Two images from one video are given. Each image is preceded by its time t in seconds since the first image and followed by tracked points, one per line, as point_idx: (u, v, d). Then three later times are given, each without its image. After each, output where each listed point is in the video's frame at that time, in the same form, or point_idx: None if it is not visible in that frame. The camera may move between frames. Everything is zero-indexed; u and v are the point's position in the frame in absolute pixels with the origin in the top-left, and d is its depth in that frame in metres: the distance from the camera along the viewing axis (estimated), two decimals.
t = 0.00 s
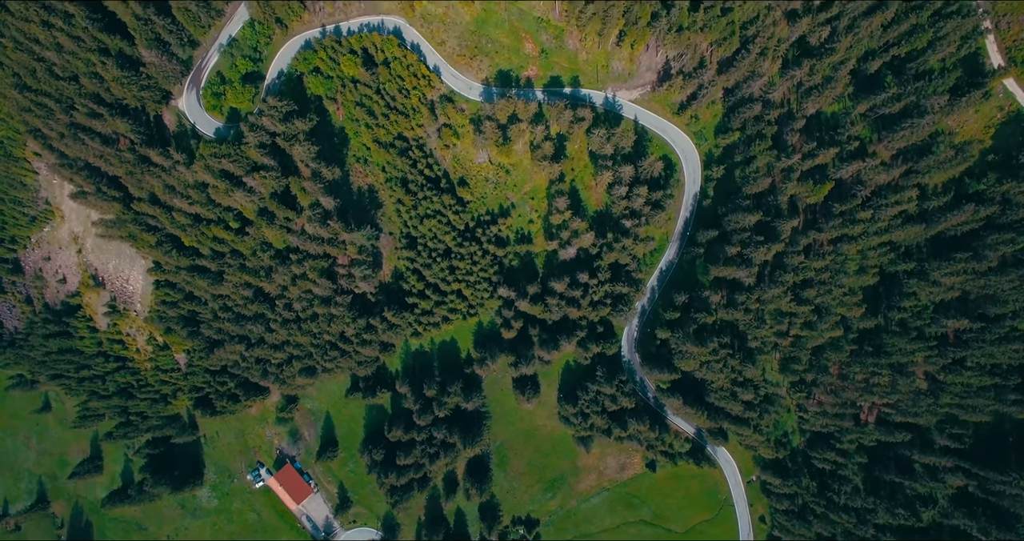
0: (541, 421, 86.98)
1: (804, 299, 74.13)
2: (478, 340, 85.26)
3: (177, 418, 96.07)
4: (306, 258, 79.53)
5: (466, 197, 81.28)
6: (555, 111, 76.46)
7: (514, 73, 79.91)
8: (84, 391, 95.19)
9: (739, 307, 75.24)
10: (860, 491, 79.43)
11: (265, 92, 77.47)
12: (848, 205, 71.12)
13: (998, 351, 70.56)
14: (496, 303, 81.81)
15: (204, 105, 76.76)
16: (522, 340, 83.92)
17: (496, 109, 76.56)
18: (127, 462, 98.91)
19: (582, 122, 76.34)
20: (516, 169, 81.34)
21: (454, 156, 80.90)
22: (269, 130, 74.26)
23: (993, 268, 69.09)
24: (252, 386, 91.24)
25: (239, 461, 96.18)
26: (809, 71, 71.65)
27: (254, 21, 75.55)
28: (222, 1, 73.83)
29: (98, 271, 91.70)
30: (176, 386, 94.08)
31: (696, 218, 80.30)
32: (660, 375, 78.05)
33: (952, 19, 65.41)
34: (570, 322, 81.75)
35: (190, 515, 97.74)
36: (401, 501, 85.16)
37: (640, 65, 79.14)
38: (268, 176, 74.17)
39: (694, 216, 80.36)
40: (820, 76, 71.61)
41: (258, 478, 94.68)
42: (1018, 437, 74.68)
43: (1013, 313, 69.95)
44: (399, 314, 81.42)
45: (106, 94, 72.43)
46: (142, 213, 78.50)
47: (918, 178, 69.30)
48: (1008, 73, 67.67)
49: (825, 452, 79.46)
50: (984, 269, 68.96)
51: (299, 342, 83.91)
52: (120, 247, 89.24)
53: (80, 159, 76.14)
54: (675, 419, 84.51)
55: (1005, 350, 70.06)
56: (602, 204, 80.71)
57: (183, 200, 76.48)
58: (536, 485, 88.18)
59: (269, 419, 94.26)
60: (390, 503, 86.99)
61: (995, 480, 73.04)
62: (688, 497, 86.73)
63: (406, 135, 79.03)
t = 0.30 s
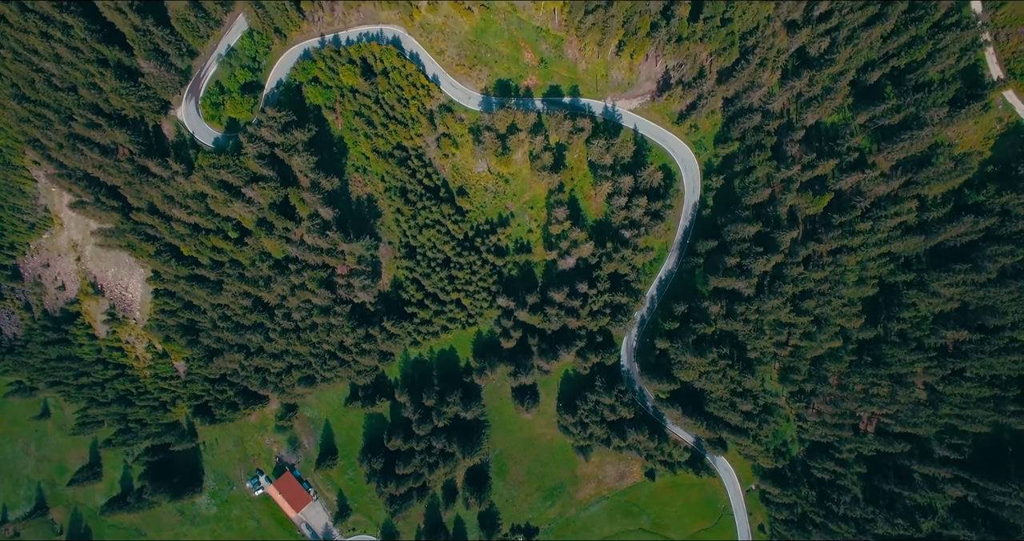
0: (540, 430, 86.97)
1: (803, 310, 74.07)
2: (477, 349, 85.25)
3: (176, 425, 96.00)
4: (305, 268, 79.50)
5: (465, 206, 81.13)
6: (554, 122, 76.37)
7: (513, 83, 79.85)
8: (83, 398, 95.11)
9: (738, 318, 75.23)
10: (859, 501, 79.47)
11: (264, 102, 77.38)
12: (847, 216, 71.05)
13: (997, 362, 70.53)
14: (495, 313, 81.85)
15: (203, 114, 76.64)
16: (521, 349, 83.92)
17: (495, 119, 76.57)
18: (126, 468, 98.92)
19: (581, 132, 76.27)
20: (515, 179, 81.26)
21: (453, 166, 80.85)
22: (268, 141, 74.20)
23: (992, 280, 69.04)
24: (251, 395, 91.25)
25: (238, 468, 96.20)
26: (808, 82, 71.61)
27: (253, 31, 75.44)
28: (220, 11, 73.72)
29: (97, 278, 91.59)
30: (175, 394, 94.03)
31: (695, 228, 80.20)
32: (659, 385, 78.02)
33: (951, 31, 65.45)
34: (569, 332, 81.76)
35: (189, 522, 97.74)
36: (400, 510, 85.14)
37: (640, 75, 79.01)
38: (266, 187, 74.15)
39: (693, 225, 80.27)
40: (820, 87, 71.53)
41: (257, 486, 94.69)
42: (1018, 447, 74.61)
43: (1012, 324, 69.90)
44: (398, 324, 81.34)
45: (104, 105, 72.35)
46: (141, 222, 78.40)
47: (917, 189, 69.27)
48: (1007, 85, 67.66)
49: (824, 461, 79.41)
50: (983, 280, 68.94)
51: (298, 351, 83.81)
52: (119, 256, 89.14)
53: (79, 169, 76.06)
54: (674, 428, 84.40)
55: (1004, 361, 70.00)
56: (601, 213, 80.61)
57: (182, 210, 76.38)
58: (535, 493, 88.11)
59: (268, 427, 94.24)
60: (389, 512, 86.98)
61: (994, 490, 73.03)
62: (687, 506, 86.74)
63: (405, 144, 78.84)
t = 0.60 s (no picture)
0: (540, 438, 86.92)
1: (803, 320, 74.04)
2: (476, 357, 85.23)
3: (175, 431, 95.95)
4: (304, 277, 79.31)
5: (464, 215, 81.03)
6: (553, 131, 76.30)
7: (513, 91, 79.75)
8: (83, 404, 95.05)
9: (737, 327, 75.20)
10: (859, 509, 79.44)
11: (263, 110, 77.28)
12: (847, 226, 71.03)
13: (996, 373, 70.46)
14: (494, 321, 81.82)
15: (202, 123, 76.58)
16: (520, 358, 83.86)
17: (494, 128, 76.59)
18: (125, 474, 98.93)
19: (581, 142, 76.21)
20: (515, 187, 81.19)
21: (452, 174, 80.78)
22: (267, 150, 74.19)
23: (992, 290, 68.98)
24: (250, 402, 91.21)
25: (238, 475, 96.17)
26: (808, 91, 71.53)
27: (252, 39, 75.25)
28: (219, 20, 73.60)
29: (96, 285, 91.50)
30: (175, 401, 93.97)
31: (694, 236, 80.12)
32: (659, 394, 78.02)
33: (950, 42, 65.54)
34: (568, 340, 81.74)
35: (189, 528, 97.72)
36: (399, 518, 85.07)
37: (640, 83, 78.92)
38: (265, 197, 74.10)
39: (692, 234, 80.18)
40: (820, 96, 71.48)
41: (257, 493, 94.63)
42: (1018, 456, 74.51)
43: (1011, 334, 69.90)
44: (397, 332, 81.32)
45: (103, 114, 72.26)
46: (140, 231, 78.34)
47: (917, 199, 69.25)
48: (1007, 95, 67.62)
49: (823, 470, 79.35)
50: (983, 290, 68.83)
51: (297, 360, 83.79)
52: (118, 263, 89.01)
53: (78, 178, 76.02)
54: (674, 436, 84.39)
55: (1004, 372, 69.95)
56: (601, 221, 80.49)
57: (181, 219, 76.29)
58: (535, 501, 88.03)
59: (268, 434, 94.21)
60: (389, 520, 86.95)
61: (994, 500, 72.97)
62: (687, 513, 86.66)
63: (405, 153, 78.76)
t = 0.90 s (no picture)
0: (539, 446, 86.85)
1: (802, 330, 73.99)
2: (476, 366, 85.25)
3: (175, 438, 95.90)
4: (303, 287, 79.21)
5: (464, 224, 80.93)
6: (553, 141, 76.23)
7: (512, 100, 79.62)
8: (82, 411, 94.98)
9: (737, 338, 75.13)
10: (858, 519, 79.38)
11: (262, 120, 77.19)
12: (846, 237, 70.96)
13: (996, 384, 70.45)
14: (494, 330, 81.74)
15: (201, 133, 76.48)
16: (519, 367, 83.82)
17: (494, 139, 76.52)
18: (124, 481, 98.89)
19: (580, 152, 76.14)
20: (514, 197, 81.11)
21: (452, 183, 80.68)
22: (266, 161, 74.16)
23: (991, 301, 68.95)
24: (250, 410, 91.16)
25: (237, 483, 96.08)
26: (808, 102, 71.50)
27: (250, 49, 74.97)
28: (219, 30, 73.56)
29: (96, 293, 91.43)
30: (174, 408, 93.95)
31: (694, 246, 80.02)
32: (658, 404, 77.97)
33: (949, 54, 65.66)
34: (568, 350, 81.70)
35: (188, 536, 97.66)
36: (399, 527, 84.99)
37: (639, 92, 78.81)
38: (264, 208, 74.05)
39: (692, 243, 80.11)
40: (820, 107, 71.43)
41: (257, 500, 94.57)
42: (1017, 466, 74.48)
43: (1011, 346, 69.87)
44: (397, 342, 81.28)
45: (102, 125, 72.23)
46: (139, 241, 78.27)
47: (916, 211, 69.22)
48: (1006, 107, 67.64)
49: (822, 480, 79.23)
50: (983, 302, 68.78)
51: (297, 369, 83.77)
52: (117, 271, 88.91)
53: (77, 187, 75.97)
54: (673, 446, 84.30)
55: (1003, 383, 69.92)
56: (600, 231, 80.38)
57: (180, 229, 76.22)
58: (534, 509, 87.88)
59: (267, 441, 94.15)
60: (388, 529, 86.86)
61: (993, 511, 72.93)
62: (686, 522, 86.47)
63: (404, 162, 78.67)
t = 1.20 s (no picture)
0: (538, 454, 86.79)
1: (801, 340, 73.96)
2: (475, 374, 85.29)
3: (174, 445, 95.86)
4: (303, 296, 79.13)
5: (463, 233, 80.85)
6: (552, 150, 76.12)
7: (512, 109, 79.52)
8: (81, 417, 94.91)
9: (736, 347, 75.15)
10: (858, 528, 79.30)
11: (261, 129, 77.15)
12: (846, 248, 70.91)
13: (996, 394, 70.39)
14: (493, 339, 81.74)
15: (200, 142, 76.45)
16: (519, 376, 83.78)
17: (493, 148, 76.51)
18: (123, 487, 98.89)
19: (580, 161, 76.09)
20: (513, 205, 81.06)
21: (451, 192, 80.62)
22: (266, 170, 74.19)
23: (991, 312, 68.95)
24: (249, 417, 91.11)
25: (237, 489, 96.03)
26: (807, 112, 71.47)
27: (249, 58, 74.85)
28: (218, 39, 73.42)
29: (95, 300, 91.30)
30: (173, 415, 93.93)
31: (693, 254, 79.97)
32: (657, 413, 77.95)
33: (949, 65, 65.69)
34: (567, 359, 81.69)
35: None
36: (398, 536, 84.88)
37: (639, 101, 78.70)
38: (264, 217, 74.01)
39: (691, 252, 80.07)
40: (819, 117, 71.38)
41: (257, 507, 94.54)
42: (1017, 475, 74.43)
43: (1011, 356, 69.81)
44: (396, 350, 81.28)
45: (102, 134, 72.20)
46: (138, 249, 78.18)
47: (916, 221, 69.20)
48: (1006, 118, 67.62)
49: (821, 488, 79.13)
50: (982, 312, 68.76)
51: (296, 377, 83.72)
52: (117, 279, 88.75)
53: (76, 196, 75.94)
54: (672, 454, 84.28)
55: (1003, 393, 69.88)
56: (600, 239, 80.29)
57: (179, 238, 76.19)
58: (533, 517, 87.63)
59: (267, 448, 94.11)
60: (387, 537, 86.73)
61: (993, 521, 72.81)
62: (685, 530, 86.28)
63: (403, 171, 78.60)
